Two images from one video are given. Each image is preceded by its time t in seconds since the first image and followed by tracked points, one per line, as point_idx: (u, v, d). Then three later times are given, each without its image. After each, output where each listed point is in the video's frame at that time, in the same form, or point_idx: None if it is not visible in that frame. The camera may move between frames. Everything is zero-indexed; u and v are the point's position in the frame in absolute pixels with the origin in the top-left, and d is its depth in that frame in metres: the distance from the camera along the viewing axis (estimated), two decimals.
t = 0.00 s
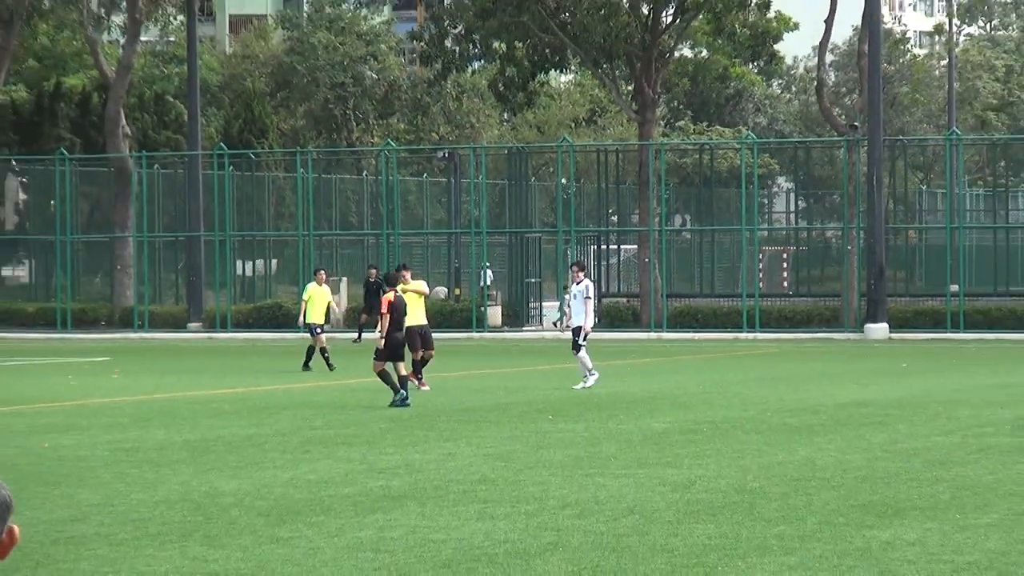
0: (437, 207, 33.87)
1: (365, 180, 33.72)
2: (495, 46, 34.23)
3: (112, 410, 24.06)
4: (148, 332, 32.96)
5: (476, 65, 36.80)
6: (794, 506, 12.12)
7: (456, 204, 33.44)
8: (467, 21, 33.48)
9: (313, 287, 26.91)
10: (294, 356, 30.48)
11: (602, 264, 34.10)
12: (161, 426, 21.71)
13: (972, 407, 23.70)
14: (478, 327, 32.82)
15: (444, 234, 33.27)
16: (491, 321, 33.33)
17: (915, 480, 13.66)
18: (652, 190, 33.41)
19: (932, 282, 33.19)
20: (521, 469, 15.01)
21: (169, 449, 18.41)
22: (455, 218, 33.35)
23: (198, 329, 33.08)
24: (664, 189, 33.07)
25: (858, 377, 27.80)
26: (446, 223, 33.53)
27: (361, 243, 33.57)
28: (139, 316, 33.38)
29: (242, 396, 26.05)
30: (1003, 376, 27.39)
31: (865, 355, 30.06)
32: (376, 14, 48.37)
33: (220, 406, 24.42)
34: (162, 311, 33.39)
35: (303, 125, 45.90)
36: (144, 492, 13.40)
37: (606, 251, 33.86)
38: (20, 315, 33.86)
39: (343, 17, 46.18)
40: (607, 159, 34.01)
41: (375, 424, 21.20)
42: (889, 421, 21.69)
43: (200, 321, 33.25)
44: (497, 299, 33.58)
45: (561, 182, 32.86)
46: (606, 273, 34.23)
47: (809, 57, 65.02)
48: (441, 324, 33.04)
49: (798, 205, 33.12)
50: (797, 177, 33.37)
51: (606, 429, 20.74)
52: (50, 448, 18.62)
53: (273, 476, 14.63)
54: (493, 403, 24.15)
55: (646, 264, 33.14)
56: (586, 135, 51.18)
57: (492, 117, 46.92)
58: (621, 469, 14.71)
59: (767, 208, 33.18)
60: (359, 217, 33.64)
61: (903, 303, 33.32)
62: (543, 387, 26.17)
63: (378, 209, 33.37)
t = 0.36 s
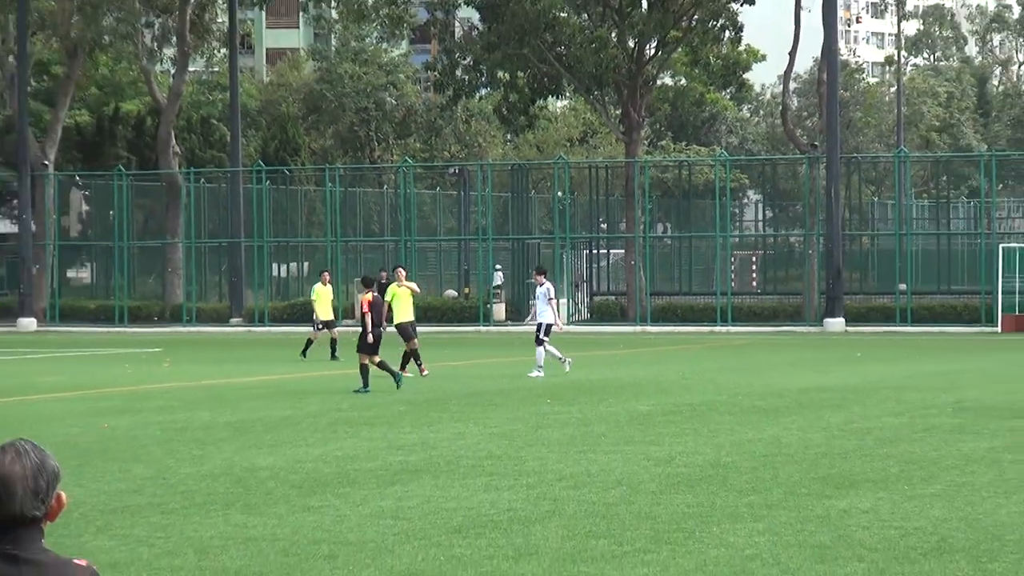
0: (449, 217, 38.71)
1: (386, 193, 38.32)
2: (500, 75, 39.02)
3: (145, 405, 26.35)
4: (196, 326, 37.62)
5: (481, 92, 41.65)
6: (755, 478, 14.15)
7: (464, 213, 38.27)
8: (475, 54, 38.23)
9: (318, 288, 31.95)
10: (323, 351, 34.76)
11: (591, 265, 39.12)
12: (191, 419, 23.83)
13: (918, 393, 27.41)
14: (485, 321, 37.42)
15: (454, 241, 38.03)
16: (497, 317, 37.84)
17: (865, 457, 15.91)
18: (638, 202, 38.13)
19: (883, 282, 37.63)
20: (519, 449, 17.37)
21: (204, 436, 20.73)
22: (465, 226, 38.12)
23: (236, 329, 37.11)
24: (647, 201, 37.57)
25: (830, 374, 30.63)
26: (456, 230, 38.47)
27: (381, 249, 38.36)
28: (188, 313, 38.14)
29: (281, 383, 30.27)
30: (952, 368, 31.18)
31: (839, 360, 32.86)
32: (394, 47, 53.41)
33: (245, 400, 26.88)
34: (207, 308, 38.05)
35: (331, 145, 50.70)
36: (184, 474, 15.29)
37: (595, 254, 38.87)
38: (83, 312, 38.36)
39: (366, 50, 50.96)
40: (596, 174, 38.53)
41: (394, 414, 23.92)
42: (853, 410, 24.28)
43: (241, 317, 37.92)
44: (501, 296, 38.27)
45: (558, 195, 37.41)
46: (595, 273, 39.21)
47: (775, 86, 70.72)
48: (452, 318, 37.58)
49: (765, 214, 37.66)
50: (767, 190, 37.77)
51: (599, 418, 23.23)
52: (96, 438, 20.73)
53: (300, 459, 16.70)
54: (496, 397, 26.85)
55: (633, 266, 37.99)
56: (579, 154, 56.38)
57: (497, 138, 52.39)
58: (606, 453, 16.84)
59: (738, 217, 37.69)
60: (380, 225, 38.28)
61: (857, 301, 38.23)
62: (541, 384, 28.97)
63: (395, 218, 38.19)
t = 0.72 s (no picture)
0: (458, 224, 43.91)
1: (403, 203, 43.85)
2: (503, 101, 44.28)
3: (173, 399, 28.91)
4: (235, 321, 42.53)
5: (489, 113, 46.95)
6: (715, 461, 16.54)
7: (472, 220, 43.48)
8: (482, 81, 43.67)
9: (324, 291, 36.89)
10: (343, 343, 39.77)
11: (585, 267, 43.96)
12: (217, 410, 26.35)
13: (865, 381, 31.86)
14: (490, 317, 42.14)
15: (463, 246, 43.05)
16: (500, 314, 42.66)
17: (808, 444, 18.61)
18: (626, 212, 43.23)
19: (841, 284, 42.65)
20: (511, 438, 20.20)
21: (239, 423, 23.67)
22: (473, 232, 43.20)
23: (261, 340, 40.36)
24: (631, 212, 42.98)
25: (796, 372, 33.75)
26: (465, 236, 43.52)
27: (398, 253, 43.45)
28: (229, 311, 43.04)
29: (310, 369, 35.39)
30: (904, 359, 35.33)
31: (808, 361, 35.95)
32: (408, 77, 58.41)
33: (266, 394, 29.58)
34: (245, 306, 42.96)
35: (355, 162, 56.05)
36: (220, 458, 17.60)
37: (588, 258, 43.77)
38: (135, 308, 43.44)
39: (387, 77, 56.38)
40: (589, 187, 43.75)
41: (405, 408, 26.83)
42: (813, 403, 27.22)
43: (276, 313, 42.71)
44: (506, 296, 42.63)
45: (555, 206, 42.70)
46: (587, 274, 43.94)
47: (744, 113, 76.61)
48: (462, 315, 42.35)
49: (737, 224, 42.56)
50: (741, 202, 42.67)
51: (586, 411, 26.11)
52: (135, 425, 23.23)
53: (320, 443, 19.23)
54: (493, 394, 29.79)
55: (621, 268, 43.03)
56: (573, 170, 62.08)
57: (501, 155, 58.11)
58: (586, 442, 19.59)
59: (714, 225, 42.72)
60: (398, 232, 43.72)
61: (820, 299, 43.03)
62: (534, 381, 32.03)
63: (411, 226, 43.31)
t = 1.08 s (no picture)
0: (465, 230, 49.64)
1: (417, 211, 49.34)
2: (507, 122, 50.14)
3: (199, 393, 31.59)
4: (269, 316, 47.78)
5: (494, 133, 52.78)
6: (685, 446, 18.86)
7: (479, 227, 48.83)
8: (489, 105, 49.41)
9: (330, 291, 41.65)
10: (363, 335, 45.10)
11: (580, 269, 49.14)
12: (238, 402, 28.89)
13: (820, 369, 36.59)
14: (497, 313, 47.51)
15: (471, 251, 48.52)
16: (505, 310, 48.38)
17: (767, 429, 21.19)
18: (617, 221, 48.25)
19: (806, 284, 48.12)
20: (507, 423, 22.88)
21: (273, 406, 28.11)
22: (480, 238, 48.84)
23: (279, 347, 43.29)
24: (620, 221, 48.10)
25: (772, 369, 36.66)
26: (473, 241, 49.24)
27: (414, 257, 48.83)
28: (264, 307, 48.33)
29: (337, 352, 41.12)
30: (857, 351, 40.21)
31: (783, 362, 38.92)
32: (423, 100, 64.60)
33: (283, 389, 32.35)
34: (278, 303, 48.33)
35: (376, 176, 62.27)
36: (248, 445, 19.97)
37: (581, 261, 48.97)
38: (181, 305, 49.04)
39: (403, 101, 62.02)
40: (581, 199, 49.38)
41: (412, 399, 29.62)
42: (783, 393, 30.02)
43: (304, 310, 47.82)
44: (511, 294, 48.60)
45: (552, 217, 47.61)
46: (580, 276, 49.16)
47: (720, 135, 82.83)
48: (470, 311, 47.66)
49: (713, 231, 47.84)
50: (717, 211, 47.91)
51: (576, 400, 28.89)
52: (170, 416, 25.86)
53: (337, 431, 21.72)
54: (492, 387, 32.67)
55: (611, 269, 48.02)
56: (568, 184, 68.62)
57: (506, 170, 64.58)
58: (572, 426, 22.22)
59: (694, 233, 47.98)
60: (413, 237, 49.13)
61: (789, 298, 48.25)
62: (529, 376, 35.07)
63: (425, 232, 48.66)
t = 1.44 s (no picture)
0: (472, 236, 55.73)
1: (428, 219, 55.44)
2: (509, 139, 56.47)
3: (220, 385, 34.44)
4: (297, 313, 53.47)
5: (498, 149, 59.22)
6: (658, 432, 21.61)
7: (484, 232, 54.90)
8: (493, 124, 55.80)
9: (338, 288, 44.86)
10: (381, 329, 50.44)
11: (575, 270, 55.05)
12: (257, 393, 31.56)
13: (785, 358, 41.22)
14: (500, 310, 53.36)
15: (476, 254, 54.66)
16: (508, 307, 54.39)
17: (729, 417, 24.15)
18: (607, 228, 54.01)
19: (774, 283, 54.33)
20: (503, 413, 25.74)
21: (301, 391, 32.24)
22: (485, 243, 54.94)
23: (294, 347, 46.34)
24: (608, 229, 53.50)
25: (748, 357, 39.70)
26: (478, 245, 55.37)
27: (425, 259, 54.86)
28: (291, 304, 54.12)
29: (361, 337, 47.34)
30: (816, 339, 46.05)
31: (759, 360, 42.18)
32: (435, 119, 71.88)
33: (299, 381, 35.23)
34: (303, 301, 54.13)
35: (392, 189, 68.45)
36: (276, 431, 22.92)
37: (575, 263, 54.89)
38: (219, 303, 55.00)
39: (417, 121, 68.76)
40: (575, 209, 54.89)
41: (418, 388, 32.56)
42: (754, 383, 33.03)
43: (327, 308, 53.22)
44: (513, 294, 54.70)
45: (549, 223, 53.93)
46: (574, 276, 55.08)
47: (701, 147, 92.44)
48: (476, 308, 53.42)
49: (693, 236, 53.52)
50: (697, 218, 53.50)
51: (566, 390, 31.80)
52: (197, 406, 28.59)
53: (350, 421, 24.43)
54: (492, 378, 36.33)
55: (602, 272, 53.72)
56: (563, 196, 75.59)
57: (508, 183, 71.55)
58: (560, 414, 25.12)
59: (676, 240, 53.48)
60: (425, 241, 55.36)
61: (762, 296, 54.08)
62: (527, 366, 39.50)
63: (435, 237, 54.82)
